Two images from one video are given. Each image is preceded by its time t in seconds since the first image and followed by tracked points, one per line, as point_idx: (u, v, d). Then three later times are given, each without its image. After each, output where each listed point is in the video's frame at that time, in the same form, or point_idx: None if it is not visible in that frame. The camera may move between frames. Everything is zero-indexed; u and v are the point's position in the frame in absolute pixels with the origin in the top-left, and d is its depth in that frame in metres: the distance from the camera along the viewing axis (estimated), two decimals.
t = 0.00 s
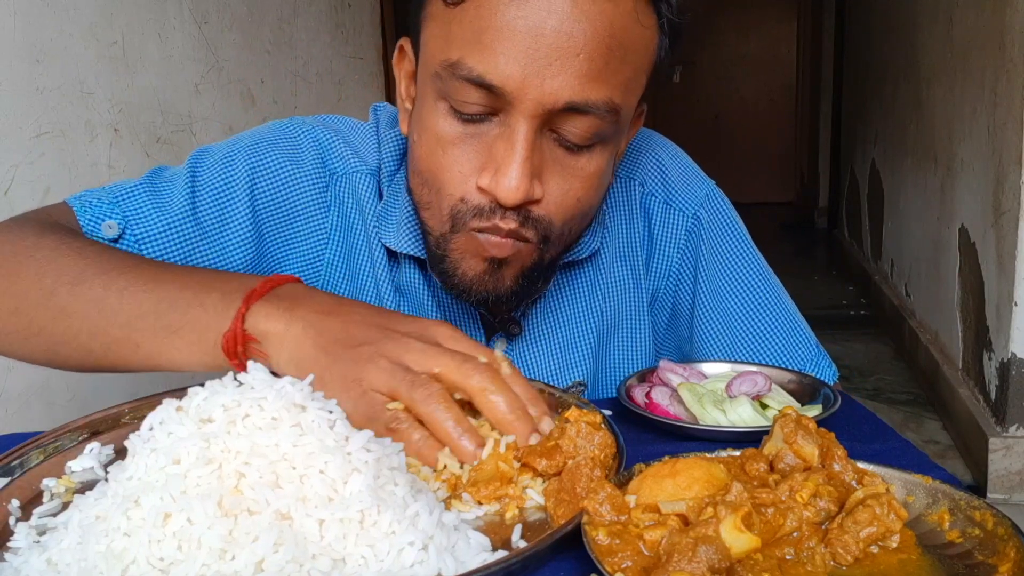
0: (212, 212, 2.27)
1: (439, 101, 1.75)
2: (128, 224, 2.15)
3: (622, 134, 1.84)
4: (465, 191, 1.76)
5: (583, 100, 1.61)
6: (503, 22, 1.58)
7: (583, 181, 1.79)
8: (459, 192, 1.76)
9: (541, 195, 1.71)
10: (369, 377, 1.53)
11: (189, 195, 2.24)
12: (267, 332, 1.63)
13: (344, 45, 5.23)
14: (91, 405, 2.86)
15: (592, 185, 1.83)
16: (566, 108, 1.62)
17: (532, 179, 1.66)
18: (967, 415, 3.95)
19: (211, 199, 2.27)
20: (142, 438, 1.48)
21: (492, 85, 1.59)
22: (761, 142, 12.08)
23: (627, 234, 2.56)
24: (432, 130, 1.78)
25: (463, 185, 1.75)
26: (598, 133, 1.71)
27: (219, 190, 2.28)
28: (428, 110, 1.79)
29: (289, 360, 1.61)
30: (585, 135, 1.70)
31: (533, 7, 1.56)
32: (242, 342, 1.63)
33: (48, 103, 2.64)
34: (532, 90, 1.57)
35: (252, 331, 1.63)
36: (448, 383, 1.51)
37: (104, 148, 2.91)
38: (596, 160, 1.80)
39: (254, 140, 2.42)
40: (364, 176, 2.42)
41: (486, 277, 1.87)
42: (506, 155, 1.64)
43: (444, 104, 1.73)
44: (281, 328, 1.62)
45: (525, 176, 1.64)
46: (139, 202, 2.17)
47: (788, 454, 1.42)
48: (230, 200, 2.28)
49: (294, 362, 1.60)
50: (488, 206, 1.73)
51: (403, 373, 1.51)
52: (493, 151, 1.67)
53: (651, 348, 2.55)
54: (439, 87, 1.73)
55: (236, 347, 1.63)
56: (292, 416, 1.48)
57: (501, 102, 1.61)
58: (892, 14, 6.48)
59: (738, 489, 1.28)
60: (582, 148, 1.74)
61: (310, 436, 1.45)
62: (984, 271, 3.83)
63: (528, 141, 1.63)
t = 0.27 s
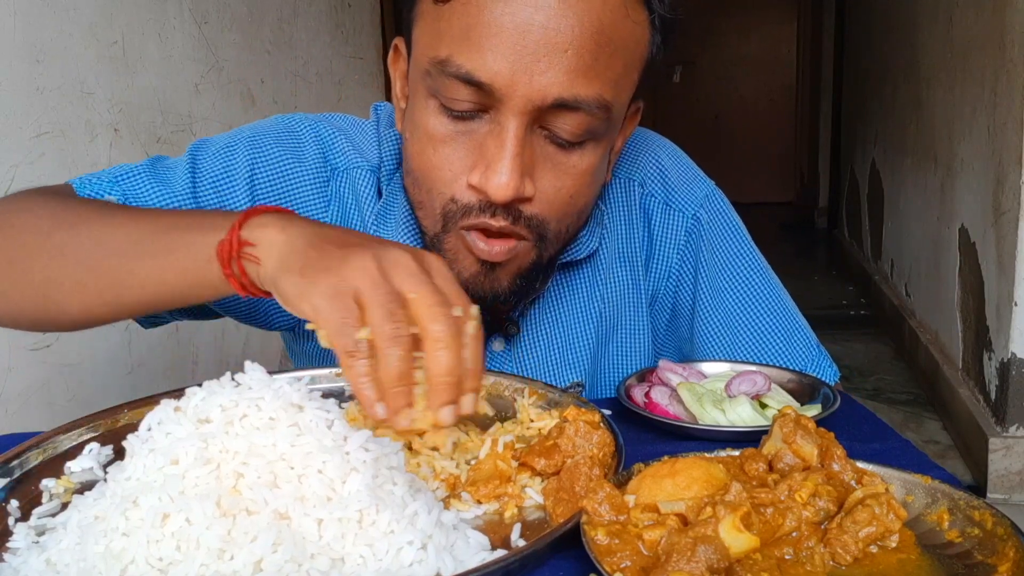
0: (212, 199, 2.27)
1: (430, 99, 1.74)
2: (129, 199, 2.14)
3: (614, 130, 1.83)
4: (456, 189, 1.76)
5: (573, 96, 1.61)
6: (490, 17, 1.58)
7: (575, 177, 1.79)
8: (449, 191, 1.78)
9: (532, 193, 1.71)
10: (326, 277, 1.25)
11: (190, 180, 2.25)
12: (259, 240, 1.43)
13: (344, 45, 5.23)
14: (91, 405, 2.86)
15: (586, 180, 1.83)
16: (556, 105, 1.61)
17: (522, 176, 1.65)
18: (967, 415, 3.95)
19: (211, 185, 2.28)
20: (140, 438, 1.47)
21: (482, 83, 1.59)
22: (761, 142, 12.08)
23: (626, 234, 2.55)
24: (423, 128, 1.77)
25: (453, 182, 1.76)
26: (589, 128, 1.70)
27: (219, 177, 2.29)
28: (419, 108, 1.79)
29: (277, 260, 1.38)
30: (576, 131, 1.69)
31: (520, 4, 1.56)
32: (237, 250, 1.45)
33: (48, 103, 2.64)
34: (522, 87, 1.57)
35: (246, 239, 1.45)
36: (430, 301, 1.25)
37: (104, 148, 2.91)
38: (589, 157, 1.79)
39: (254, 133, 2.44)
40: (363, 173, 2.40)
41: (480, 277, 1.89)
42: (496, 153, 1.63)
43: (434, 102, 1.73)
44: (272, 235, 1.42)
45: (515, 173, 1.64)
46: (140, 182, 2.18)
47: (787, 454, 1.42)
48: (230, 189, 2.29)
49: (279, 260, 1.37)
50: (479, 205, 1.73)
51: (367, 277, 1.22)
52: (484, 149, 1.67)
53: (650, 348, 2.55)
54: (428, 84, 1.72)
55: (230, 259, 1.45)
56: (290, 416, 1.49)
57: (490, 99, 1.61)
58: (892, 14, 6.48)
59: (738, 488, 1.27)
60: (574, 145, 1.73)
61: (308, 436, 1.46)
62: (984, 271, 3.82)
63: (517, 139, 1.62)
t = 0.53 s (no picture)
0: (211, 205, 2.32)
1: (439, 103, 1.75)
2: (126, 207, 2.20)
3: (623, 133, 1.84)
4: (468, 190, 1.76)
5: (584, 100, 1.61)
6: (502, 22, 1.58)
7: (586, 180, 1.79)
8: (460, 189, 1.77)
9: (544, 196, 1.71)
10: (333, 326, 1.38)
11: (189, 188, 2.30)
12: (257, 289, 1.51)
13: (344, 45, 5.23)
14: (91, 404, 2.86)
15: (596, 184, 1.83)
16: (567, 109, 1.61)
17: (535, 181, 1.66)
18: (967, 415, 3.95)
19: (211, 191, 2.32)
20: (141, 439, 1.47)
21: (493, 88, 1.59)
22: (760, 142, 12.08)
23: (630, 238, 2.56)
24: (433, 132, 1.78)
25: (465, 184, 1.76)
26: (600, 131, 1.71)
27: (219, 184, 2.33)
28: (428, 112, 1.79)
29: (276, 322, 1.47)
30: (588, 134, 1.69)
31: (530, 8, 1.57)
32: (238, 301, 1.53)
33: (48, 103, 2.64)
34: (534, 90, 1.57)
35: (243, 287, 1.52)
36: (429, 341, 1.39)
37: (104, 148, 2.91)
38: (599, 159, 1.79)
39: (256, 136, 2.45)
40: (365, 175, 2.41)
41: (489, 275, 1.88)
42: (508, 157, 1.64)
43: (444, 106, 1.73)
44: (270, 284, 1.49)
45: (528, 177, 1.64)
46: (139, 189, 2.23)
47: (788, 454, 1.42)
48: (230, 193, 2.32)
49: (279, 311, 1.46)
50: (490, 207, 1.73)
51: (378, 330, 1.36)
52: (494, 152, 1.67)
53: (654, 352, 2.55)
54: (438, 89, 1.73)
55: (231, 305, 1.52)
56: (291, 416, 1.47)
57: (502, 103, 1.61)
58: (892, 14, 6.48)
59: (738, 489, 1.28)
60: (584, 146, 1.73)
61: (309, 436, 1.44)
62: (984, 271, 3.83)
63: (530, 143, 1.63)
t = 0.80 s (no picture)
0: (223, 194, 2.29)
1: (438, 98, 1.75)
2: (142, 193, 2.17)
3: (621, 122, 1.84)
4: (470, 184, 1.76)
5: (583, 90, 1.61)
6: (498, 15, 1.57)
7: (588, 170, 1.79)
8: (462, 182, 1.77)
9: (546, 187, 1.71)
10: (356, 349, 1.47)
11: (203, 174, 2.26)
12: (273, 304, 1.58)
13: (344, 45, 5.23)
14: (91, 404, 2.86)
15: (598, 172, 1.83)
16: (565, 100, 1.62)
17: (536, 172, 1.66)
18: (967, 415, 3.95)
19: (224, 179, 2.29)
20: (140, 439, 1.47)
21: (491, 80, 1.59)
22: (761, 142, 12.08)
23: (627, 234, 2.55)
24: (432, 127, 1.78)
25: (467, 179, 1.76)
26: (599, 120, 1.71)
27: (232, 172, 2.30)
28: (427, 107, 1.79)
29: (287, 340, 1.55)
30: (587, 124, 1.70)
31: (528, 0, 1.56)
32: (250, 312, 1.58)
33: (48, 103, 2.64)
34: (532, 83, 1.57)
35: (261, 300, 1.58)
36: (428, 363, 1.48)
37: (104, 148, 2.91)
38: (598, 150, 1.79)
39: (267, 127, 2.44)
40: (371, 170, 2.41)
41: (489, 268, 1.87)
42: (509, 150, 1.64)
43: (442, 100, 1.74)
44: (288, 301, 1.57)
45: (528, 168, 1.64)
46: (154, 173, 2.20)
47: (787, 454, 1.42)
48: (242, 183, 2.30)
49: (293, 333, 1.54)
50: (493, 200, 1.73)
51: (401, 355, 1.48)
52: (495, 145, 1.67)
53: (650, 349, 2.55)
54: (437, 83, 1.73)
55: (242, 315, 1.57)
56: (290, 416, 1.47)
57: (500, 96, 1.61)
58: (892, 14, 6.47)
59: (738, 488, 1.27)
60: (584, 137, 1.74)
61: (308, 436, 1.44)
62: (984, 270, 3.82)
63: (529, 134, 1.63)
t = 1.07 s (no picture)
0: (219, 196, 2.30)
1: (445, 103, 1.74)
2: (136, 194, 2.19)
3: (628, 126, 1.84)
4: (478, 194, 1.75)
5: (590, 95, 1.61)
6: (506, 20, 1.57)
7: (593, 175, 1.80)
8: (471, 198, 1.76)
9: (552, 193, 1.71)
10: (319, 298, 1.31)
11: (199, 177, 2.28)
12: (253, 266, 1.47)
13: (344, 45, 5.23)
14: (91, 404, 2.86)
15: (603, 179, 1.84)
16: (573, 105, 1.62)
17: (543, 178, 1.66)
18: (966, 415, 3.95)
19: (220, 182, 2.30)
20: (141, 438, 1.47)
21: (499, 84, 1.59)
22: (760, 142, 12.08)
23: (632, 236, 2.56)
24: (439, 132, 1.78)
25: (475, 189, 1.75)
26: (605, 126, 1.71)
27: (228, 175, 2.31)
28: (433, 112, 1.79)
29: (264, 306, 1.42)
30: (594, 129, 1.70)
31: (536, 5, 1.56)
32: (230, 277, 1.49)
33: (48, 103, 2.64)
34: (539, 87, 1.57)
35: (240, 265, 1.48)
36: (402, 325, 1.27)
37: (104, 148, 2.91)
38: (605, 154, 1.80)
39: (266, 129, 2.45)
40: (372, 172, 2.41)
41: (503, 275, 1.86)
42: (516, 155, 1.64)
43: (450, 106, 1.73)
44: (265, 261, 1.46)
45: (536, 174, 1.64)
46: (149, 177, 2.23)
47: (787, 454, 1.42)
48: (239, 185, 2.31)
49: (272, 291, 1.40)
50: (504, 211, 1.72)
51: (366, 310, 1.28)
52: (502, 151, 1.67)
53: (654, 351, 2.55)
54: (444, 88, 1.73)
55: (223, 282, 1.49)
56: (290, 416, 1.48)
57: (508, 101, 1.61)
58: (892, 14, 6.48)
59: (738, 488, 1.27)
60: (590, 142, 1.74)
61: (308, 436, 1.45)
62: (984, 270, 3.83)
63: (537, 140, 1.63)
